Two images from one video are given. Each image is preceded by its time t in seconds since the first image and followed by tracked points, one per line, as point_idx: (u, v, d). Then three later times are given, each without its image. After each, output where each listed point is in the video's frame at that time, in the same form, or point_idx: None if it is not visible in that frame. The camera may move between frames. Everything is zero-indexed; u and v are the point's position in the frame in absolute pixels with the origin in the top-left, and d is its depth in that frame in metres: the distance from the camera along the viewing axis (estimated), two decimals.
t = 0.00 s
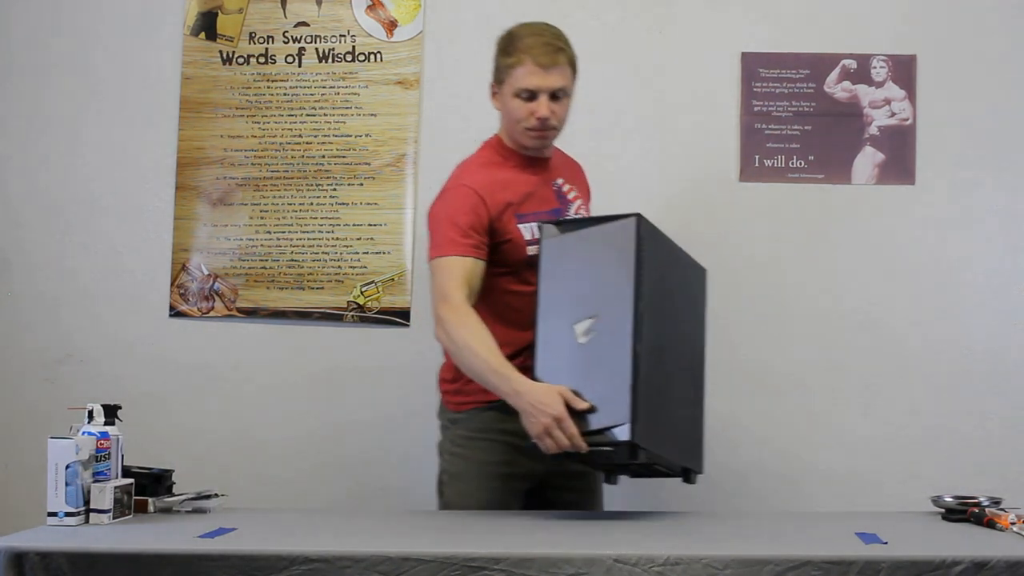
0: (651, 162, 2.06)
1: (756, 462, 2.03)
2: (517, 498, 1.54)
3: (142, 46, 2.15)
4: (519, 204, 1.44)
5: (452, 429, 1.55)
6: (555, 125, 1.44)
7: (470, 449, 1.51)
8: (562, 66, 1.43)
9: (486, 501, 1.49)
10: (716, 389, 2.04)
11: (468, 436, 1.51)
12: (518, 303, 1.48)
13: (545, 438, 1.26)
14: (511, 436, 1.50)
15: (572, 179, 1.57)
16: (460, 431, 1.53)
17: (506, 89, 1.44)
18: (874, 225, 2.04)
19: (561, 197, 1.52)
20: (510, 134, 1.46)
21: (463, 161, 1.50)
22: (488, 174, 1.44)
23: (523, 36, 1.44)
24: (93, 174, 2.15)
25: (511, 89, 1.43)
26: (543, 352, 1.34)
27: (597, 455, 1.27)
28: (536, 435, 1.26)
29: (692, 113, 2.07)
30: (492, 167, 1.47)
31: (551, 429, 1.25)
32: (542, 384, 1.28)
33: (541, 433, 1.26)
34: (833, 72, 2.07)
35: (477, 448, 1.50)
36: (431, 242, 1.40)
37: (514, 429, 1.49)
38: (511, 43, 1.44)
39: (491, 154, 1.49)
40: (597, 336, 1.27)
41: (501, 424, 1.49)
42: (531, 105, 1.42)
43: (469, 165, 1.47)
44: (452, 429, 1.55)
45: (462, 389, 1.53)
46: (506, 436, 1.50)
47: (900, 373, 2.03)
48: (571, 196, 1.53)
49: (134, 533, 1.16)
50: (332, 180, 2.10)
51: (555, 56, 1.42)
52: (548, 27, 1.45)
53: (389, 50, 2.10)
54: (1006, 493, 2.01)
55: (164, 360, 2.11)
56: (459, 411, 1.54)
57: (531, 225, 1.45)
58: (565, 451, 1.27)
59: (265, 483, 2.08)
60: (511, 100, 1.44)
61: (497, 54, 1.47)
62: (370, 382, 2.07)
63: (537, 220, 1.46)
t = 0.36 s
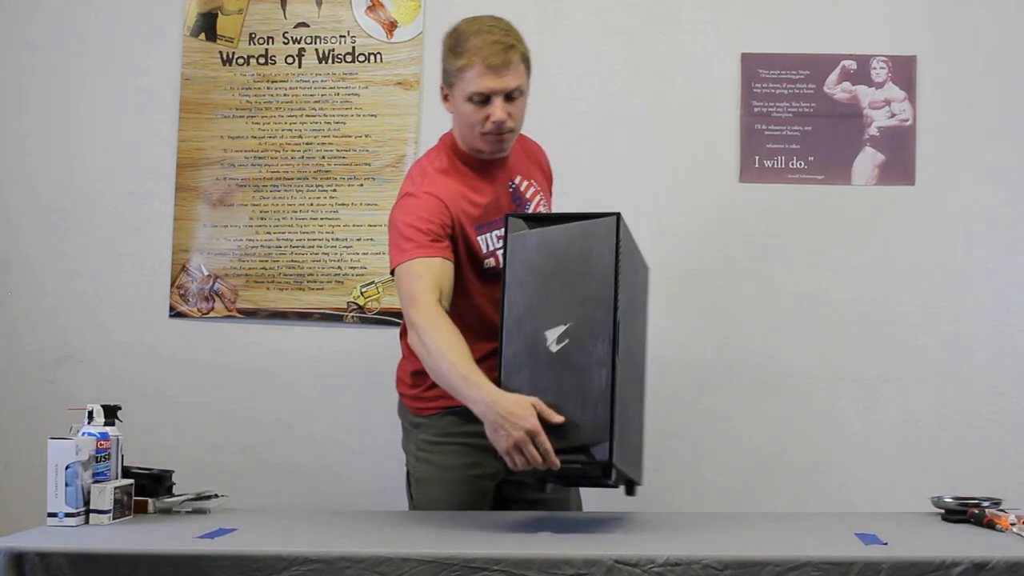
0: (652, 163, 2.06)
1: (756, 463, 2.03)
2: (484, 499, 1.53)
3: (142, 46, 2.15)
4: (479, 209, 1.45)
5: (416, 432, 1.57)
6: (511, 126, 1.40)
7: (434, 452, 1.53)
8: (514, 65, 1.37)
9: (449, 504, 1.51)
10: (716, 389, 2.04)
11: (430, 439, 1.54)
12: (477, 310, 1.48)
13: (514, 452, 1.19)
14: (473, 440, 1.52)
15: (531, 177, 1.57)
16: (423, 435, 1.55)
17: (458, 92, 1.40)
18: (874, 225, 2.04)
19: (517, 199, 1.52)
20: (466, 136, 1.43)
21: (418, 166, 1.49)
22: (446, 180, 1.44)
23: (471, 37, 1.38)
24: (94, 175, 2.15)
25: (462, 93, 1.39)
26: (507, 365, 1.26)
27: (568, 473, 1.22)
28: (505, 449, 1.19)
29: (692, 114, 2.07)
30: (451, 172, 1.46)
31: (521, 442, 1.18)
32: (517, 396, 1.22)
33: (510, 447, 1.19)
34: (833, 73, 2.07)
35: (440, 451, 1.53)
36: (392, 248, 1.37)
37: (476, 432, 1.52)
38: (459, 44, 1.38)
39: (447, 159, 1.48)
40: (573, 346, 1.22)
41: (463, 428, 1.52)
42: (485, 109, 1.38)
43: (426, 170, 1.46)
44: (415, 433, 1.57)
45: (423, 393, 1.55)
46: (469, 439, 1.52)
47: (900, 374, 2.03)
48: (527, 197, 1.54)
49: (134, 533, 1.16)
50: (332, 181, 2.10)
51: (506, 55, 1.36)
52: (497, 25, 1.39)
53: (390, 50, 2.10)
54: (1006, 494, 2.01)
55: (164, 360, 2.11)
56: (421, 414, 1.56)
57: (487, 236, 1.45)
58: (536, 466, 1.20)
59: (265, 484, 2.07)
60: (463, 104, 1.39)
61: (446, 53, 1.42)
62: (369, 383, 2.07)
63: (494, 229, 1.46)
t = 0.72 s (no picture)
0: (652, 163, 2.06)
1: (756, 463, 2.03)
2: (477, 499, 1.54)
3: (142, 47, 2.15)
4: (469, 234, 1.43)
5: (408, 435, 1.57)
6: (491, 147, 1.35)
7: (426, 455, 1.53)
8: (487, 85, 1.30)
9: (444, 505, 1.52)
10: (715, 390, 2.04)
11: (423, 443, 1.54)
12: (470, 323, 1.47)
13: (520, 488, 1.12)
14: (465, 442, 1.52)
15: (516, 188, 1.56)
16: (416, 439, 1.55)
17: (431, 119, 1.33)
18: (874, 225, 2.04)
19: (503, 214, 1.50)
20: (446, 161, 1.37)
21: (402, 192, 1.45)
22: (434, 206, 1.40)
23: (439, 61, 1.31)
24: (94, 175, 2.15)
25: (436, 119, 1.32)
26: (503, 394, 1.19)
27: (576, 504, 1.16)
28: (510, 486, 1.12)
29: (692, 114, 2.07)
30: (437, 197, 1.42)
31: (528, 477, 1.11)
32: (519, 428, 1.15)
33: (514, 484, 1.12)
34: (833, 73, 2.07)
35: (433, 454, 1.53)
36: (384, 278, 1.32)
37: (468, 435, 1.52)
38: (429, 68, 1.32)
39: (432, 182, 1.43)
40: (571, 373, 1.19)
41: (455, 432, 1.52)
42: (462, 133, 1.32)
43: (411, 196, 1.42)
44: (408, 435, 1.57)
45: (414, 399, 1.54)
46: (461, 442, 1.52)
47: (900, 375, 2.03)
48: (512, 210, 1.52)
49: (133, 534, 1.16)
50: (332, 181, 2.10)
51: (478, 77, 1.29)
52: (466, 43, 1.32)
53: (390, 51, 2.10)
54: (1007, 494, 2.01)
55: (165, 360, 2.11)
56: (413, 417, 1.55)
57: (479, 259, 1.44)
58: (543, 501, 1.13)
59: (265, 484, 2.08)
60: (439, 130, 1.33)
61: (415, 76, 1.35)
62: (369, 384, 2.07)
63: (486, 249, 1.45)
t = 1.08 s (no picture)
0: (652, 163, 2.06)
1: (756, 464, 2.03)
2: (478, 498, 1.54)
3: (142, 47, 2.15)
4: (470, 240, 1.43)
5: (408, 435, 1.57)
6: (491, 158, 1.35)
7: (427, 456, 1.53)
8: (488, 96, 1.30)
9: (444, 505, 1.52)
10: (715, 391, 2.04)
11: (424, 443, 1.54)
12: (472, 328, 1.47)
13: (527, 503, 1.12)
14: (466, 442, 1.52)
15: (515, 190, 1.56)
16: (417, 440, 1.55)
17: (431, 131, 1.33)
18: (874, 225, 2.04)
19: (504, 217, 1.51)
20: (447, 173, 1.37)
21: (401, 198, 1.44)
22: (434, 214, 1.40)
23: (438, 73, 1.30)
24: (94, 175, 2.15)
25: (436, 131, 1.32)
26: (510, 408, 1.18)
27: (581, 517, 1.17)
28: (516, 502, 1.12)
29: (691, 114, 2.07)
30: (436, 204, 1.42)
31: (534, 492, 1.11)
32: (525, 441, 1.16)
33: (521, 499, 1.12)
34: (833, 73, 2.07)
35: (433, 454, 1.53)
36: (386, 287, 1.32)
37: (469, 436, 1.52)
38: (427, 80, 1.31)
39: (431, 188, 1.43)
40: (581, 388, 1.19)
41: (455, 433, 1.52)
42: (462, 145, 1.32)
43: (411, 203, 1.41)
44: (407, 436, 1.57)
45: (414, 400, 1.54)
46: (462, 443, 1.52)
47: (900, 376, 2.03)
48: (512, 213, 1.52)
49: (133, 534, 1.16)
50: (332, 181, 2.10)
51: (478, 88, 1.29)
52: (465, 54, 1.32)
53: (390, 51, 2.10)
54: (1006, 494, 2.01)
55: (164, 360, 2.11)
56: (413, 418, 1.55)
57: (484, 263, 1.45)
58: (549, 515, 1.13)
59: (264, 484, 2.08)
60: (439, 142, 1.33)
61: (414, 88, 1.35)
62: (369, 384, 2.07)
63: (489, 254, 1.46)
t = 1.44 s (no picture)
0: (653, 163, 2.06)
1: (756, 463, 2.03)
2: (478, 497, 1.54)
3: (142, 46, 2.15)
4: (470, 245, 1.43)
5: (408, 434, 1.57)
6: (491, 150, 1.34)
7: (427, 455, 1.53)
8: (482, 88, 1.30)
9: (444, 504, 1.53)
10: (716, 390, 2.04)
11: (423, 443, 1.54)
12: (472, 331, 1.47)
13: (522, 518, 1.13)
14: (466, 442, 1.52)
15: (515, 192, 1.55)
16: (417, 439, 1.55)
17: (428, 128, 1.33)
18: (874, 225, 2.04)
19: (504, 219, 1.51)
20: (447, 172, 1.37)
21: (399, 203, 1.43)
22: (432, 219, 1.40)
23: (430, 70, 1.31)
24: (94, 174, 2.15)
25: (433, 128, 1.32)
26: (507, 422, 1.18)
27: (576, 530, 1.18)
28: (511, 517, 1.13)
29: (692, 113, 2.07)
30: (435, 208, 1.41)
31: (529, 508, 1.12)
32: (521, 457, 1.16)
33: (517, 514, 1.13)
34: (833, 72, 2.06)
35: (433, 453, 1.53)
36: (385, 294, 1.31)
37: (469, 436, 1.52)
38: (419, 78, 1.32)
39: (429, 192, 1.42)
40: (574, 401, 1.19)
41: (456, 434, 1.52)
42: (461, 139, 1.32)
43: (409, 207, 1.41)
44: (407, 435, 1.57)
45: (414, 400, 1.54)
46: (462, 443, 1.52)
47: (900, 375, 2.03)
48: (512, 215, 1.52)
49: (133, 533, 1.16)
50: (332, 181, 2.10)
51: (472, 80, 1.29)
52: (455, 50, 1.33)
53: (389, 50, 2.10)
54: (1007, 494, 2.01)
55: (164, 360, 2.11)
56: (413, 418, 1.55)
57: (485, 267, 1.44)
58: (543, 531, 1.14)
59: (265, 484, 2.08)
60: (437, 139, 1.33)
61: (407, 91, 1.36)
62: (369, 383, 2.07)
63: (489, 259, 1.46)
